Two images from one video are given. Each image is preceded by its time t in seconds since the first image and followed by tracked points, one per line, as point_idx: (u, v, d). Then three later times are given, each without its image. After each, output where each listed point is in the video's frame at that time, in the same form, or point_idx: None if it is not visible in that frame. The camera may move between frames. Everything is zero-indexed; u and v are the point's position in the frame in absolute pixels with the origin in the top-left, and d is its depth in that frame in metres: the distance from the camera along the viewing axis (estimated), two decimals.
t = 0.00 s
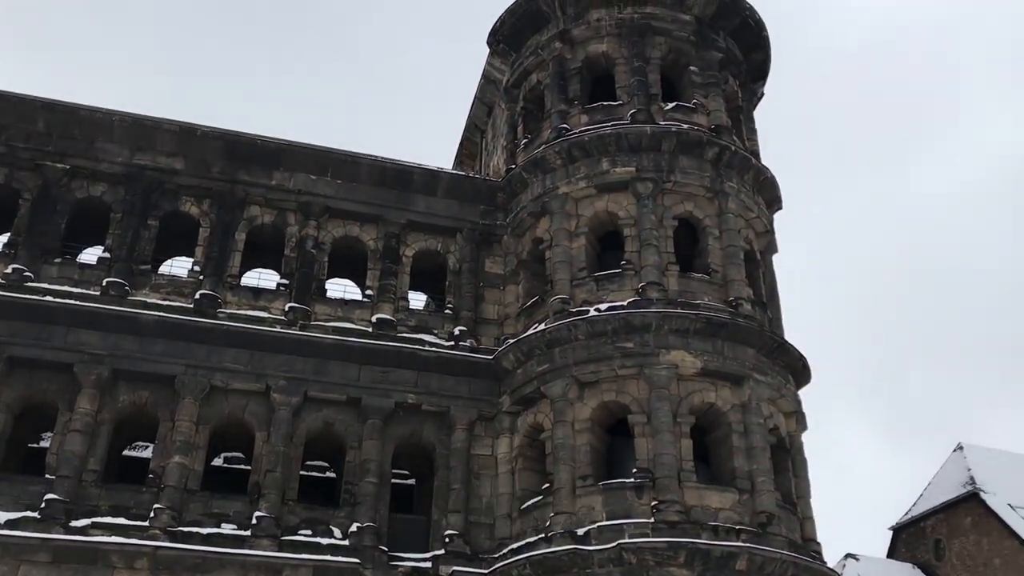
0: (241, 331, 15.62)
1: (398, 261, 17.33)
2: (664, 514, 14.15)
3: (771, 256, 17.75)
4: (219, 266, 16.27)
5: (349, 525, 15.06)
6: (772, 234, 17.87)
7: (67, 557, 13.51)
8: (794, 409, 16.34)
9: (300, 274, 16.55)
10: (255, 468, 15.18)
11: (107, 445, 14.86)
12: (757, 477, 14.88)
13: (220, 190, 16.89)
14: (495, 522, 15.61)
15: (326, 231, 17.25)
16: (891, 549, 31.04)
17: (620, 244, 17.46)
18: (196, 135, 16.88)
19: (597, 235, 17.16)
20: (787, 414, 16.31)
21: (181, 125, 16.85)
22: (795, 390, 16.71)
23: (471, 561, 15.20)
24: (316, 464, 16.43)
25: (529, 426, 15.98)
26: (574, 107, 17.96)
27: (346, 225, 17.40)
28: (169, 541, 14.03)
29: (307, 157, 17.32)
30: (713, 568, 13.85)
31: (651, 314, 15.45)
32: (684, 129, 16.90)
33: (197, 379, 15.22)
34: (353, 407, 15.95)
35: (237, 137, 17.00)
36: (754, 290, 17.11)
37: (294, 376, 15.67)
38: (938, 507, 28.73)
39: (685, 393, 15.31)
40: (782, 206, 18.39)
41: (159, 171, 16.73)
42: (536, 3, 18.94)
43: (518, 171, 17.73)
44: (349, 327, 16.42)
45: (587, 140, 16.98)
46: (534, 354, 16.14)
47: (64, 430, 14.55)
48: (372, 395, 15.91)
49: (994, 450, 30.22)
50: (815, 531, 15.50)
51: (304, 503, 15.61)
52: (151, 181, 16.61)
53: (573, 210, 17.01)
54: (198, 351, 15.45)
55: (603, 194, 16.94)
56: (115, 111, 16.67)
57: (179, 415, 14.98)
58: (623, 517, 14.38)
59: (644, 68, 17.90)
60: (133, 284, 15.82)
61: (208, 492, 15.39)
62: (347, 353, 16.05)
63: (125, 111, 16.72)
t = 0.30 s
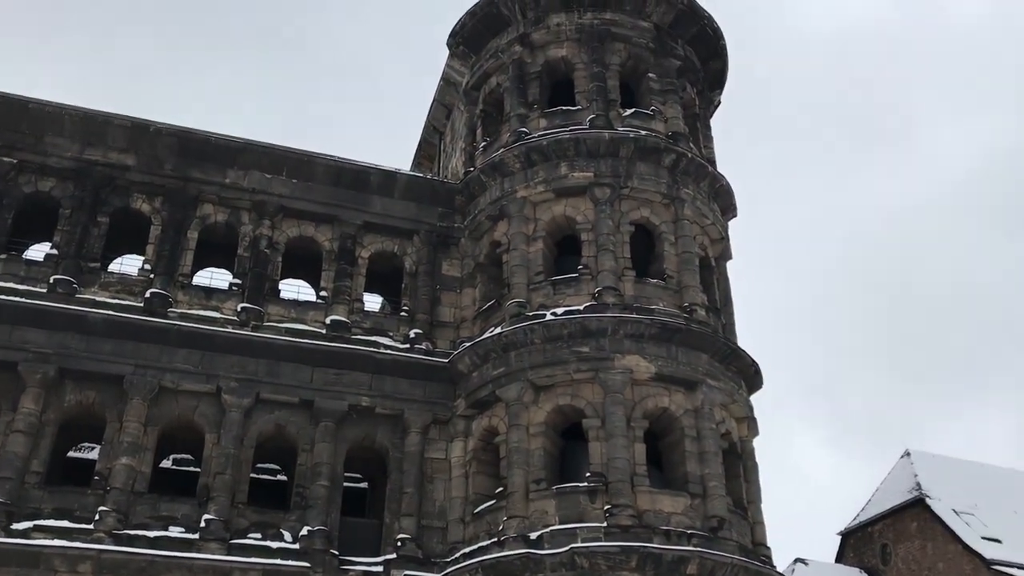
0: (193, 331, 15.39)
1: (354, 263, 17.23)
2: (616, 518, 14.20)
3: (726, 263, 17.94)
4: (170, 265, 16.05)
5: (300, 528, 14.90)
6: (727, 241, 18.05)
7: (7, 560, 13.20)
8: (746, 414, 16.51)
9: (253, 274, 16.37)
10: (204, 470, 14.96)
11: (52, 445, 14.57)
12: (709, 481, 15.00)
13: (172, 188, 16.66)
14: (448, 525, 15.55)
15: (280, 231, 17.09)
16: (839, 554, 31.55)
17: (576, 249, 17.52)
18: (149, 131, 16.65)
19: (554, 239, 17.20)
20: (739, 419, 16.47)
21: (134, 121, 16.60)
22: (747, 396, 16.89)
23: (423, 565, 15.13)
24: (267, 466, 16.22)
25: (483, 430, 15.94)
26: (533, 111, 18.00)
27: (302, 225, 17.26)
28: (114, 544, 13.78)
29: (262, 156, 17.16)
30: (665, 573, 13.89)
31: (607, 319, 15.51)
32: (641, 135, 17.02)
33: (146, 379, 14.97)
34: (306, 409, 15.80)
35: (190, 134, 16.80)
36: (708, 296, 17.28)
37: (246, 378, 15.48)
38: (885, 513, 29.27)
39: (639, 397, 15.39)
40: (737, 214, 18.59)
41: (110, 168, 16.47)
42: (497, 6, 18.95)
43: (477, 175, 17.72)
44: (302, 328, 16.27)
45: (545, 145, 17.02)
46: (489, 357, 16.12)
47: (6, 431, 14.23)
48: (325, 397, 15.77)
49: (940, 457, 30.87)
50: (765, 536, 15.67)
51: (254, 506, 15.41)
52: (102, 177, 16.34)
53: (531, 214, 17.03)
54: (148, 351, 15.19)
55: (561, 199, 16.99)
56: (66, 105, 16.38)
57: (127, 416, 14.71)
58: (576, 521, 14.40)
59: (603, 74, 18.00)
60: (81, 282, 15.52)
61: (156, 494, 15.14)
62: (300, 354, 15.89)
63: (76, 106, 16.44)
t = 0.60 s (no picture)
0: (158, 316, 15.26)
1: (321, 248, 17.16)
2: (583, 503, 14.30)
3: (693, 250, 18.06)
4: (134, 249, 15.88)
5: (267, 514, 14.85)
6: (694, 228, 18.17)
7: None
8: (712, 399, 16.66)
9: (219, 259, 16.26)
10: (170, 456, 14.86)
11: (13, 432, 14.43)
12: (675, 466, 15.15)
13: (137, 171, 16.49)
14: (415, 511, 15.59)
15: (246, 215, 16.97)
16: (802, 538, 32.03)
17: (545, 235, 17.57)
18: (112, 113, 16.44)
19: (522, 225, 17.22)
20: (704, 404, 16.63)
21: (97, 103, 16.38)
22: (713, 381, 17.05)
23: (390, 550, 15.16)
24: (234, 453, 16.29)
25: (452, 415, 15.96)
26: (502, 96, 17.98)
27: (268, 210, 17.15)
28: (77, 531, 13.69)
29: (228, 139, 17.01)
30: (631, 556, 14.01)
31: (575, 305, 15.57)
32: (610, 122, 17.07)
33: (110, 365, 14.83)
34: (273, 395, 15.73)
35: (155, 117, 16.61)
36: (675, 283, 17.39)
37: (211, 363, 15.38)
38: (848, 497, 29.74)
39: (606, 383, 15.47)
40: (705, 202, 18.71)
41: (73, 150, 16.26)
42: None
43: (445, 160, 17.68)
44: (269, 314, 16.18)
45: (514, 131, 17.02)
46: (458, 343, 16.14)
47: None
48: (292, 383, 15.71)
49: (903, 442, 31.38)
50: (730, 519, 15.85)
51: (220, 492, 15.35)
52: (64, 160, 16.13)
53: (500, 200, 17.03)
54: (112, 336, 15.04)
55: (530, 185, 17.01)
56: (27, 87, 16.13)
57: (90, 401, 14.56)
58: (543, 505, 14.48)
59: (572, 60, 18.01)
60: (43, 266, 15.30)
61: (120, 480, 15.03)
62: (267, 340, 15.81)
63: (37, 87, 16.19)
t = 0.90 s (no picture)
0: (138, 286, 15.18)
1: (302, 218, 17.08)
2: (566, 469, 14.42)
3: (675, 218, 18.08)
4: (113, 220, 15.75)
5: (251, 484, 14.90)
6: (676, 196, 18.18)
7: None
8: (694, 366, 16.78)
9: (199, 229, 16.16)
10: (153, 427, 14.86)
11: None
12: (657, 432, 15.27)
13: (114, 140, 16.31)
14: (400, 479, 15.67)
15: (226, 185, 16.85)
16: (782, 502, 32.45)
17: (527, 204, 17.54)
18: (88, 81, 16.21)
19: (504, 194, 17.18)
20: (686, 371, 16.73)
21: (72, 71, 16.14)
22: (695, 348, 17.16)
23: (375, 518, 15.27)
24: (217, 423, 16.22)
25: (435, 384, 16.01)
26: (483, 63, 17.85)
27: (248, 179, 17.03)
28: (60, 502, 13.71)
29: (207, 108, 16.83)
30: (614, 521, 14.14)
31: (558, 275, 15.59)
32: (592, 90, 17.00)
33: (91, 336, 14.76)
34: (256, 365, 15.72)
35: (131, 86, 16.39)
36: (657, 251, 17.43)
37: (193, 334, 15.34)
38: (827, 461, 30.12)
39: (589, 351, 15.54)
40: (686, 169, 18.71)
41: (48, 119, 16.05)
42: None
43: (426, 128, 17.57)
44: (250, 284, 16.12)
45: (496, 98, 16.92)
46: (441, 312, 16.15)
47: None
48: (275, 353, 15.70)
49: (882, 407, 31.75)
50: (711, 484, 16.02)
51: (204, 462, 15.37)
52: (39, 129, 15.92)
53: (481, 168, 16.97)
54: (91, 307, 14.95)
55: (512, 153, 16.95)
56: None
57: (71, 372, 14.50)
58: (527, 472, 14.59)
59: (554, 27, 17.88)
60: (20, 237, 15.16)
61: (102, 451, 15.03)
62: (248, 310, 15.77)
63: (10, 55, 15.93)
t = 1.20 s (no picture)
0: (134, 247, 15.15)
1: (297, 177, 17.04)
2: (563, 425, 14.53)
3: (671, 174, 18.03)
4: (107, 181, 15.70)
5: (251, 442, 15.02)
6: (672, 151, 18.13)
7: None
8: (690, 322, 16.84)
9: (194, 189, 16.11)
10: (152, 387, 14.94)
11: None
12: (654, 387, 15.37)
13: (106, 100, 16.18)
14: (399, 436, 15.81)
15: (220, 144, 16.77)
16: (778, 455, 32.73)
17: (523, 161, 17.48)
18: (78, 41, 16.03)
19: (500, 151, 17.12)
20: (683, 327, 16.79)
21: (61, 30, 15.95)
22: (691, 304, 17.21)
23: (375, 474, 15.42)
24: (216, 383, 16.42)
25: (433, 342, 16.06)
26: (477, 18, 17.68)
27: (242, 139, 16.94)
28: (62, 462, 13.81)
29: (199, 66, 16.68)
30: (611, 475, 14.29)
31: (554, 232, 15.57)
32: (587, 44, 16.86)
33: (88, 297, 14.77)
34: (253, 325, 15.77)
35: (122, 44, 16.22)
36: (654, 207, 17.40)
37: (190, 294, 15.36)
38: (823, 416, 30.37)
39: (586, 308, 15.57)
40: (683, 124, 18.63)
41: (39, 79, 15.90)
42: None
43: (421, 85, 17.44)
44: (247, 244, 16.11)
45: (490, 54, 16.77)
46: (438, 271, 16.15)
47: None
48: (273, 312, 15.75)
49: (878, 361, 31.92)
50: (707, 438, 16.17)
51: (204, 421, 15.48)
52: (30, 89, 15.78)
53: (476, 125, 16.88)
54: (88, 269, 14.95)
55: (507, 110, 16.85)
56: None
57: (69, 334, 14.54)
58: (525, 428, 14.71)
59: None
60: (14, 199, 15.12)
61: (102, 411, 15.12)
62: (245, 270, 15.77)
63: None
